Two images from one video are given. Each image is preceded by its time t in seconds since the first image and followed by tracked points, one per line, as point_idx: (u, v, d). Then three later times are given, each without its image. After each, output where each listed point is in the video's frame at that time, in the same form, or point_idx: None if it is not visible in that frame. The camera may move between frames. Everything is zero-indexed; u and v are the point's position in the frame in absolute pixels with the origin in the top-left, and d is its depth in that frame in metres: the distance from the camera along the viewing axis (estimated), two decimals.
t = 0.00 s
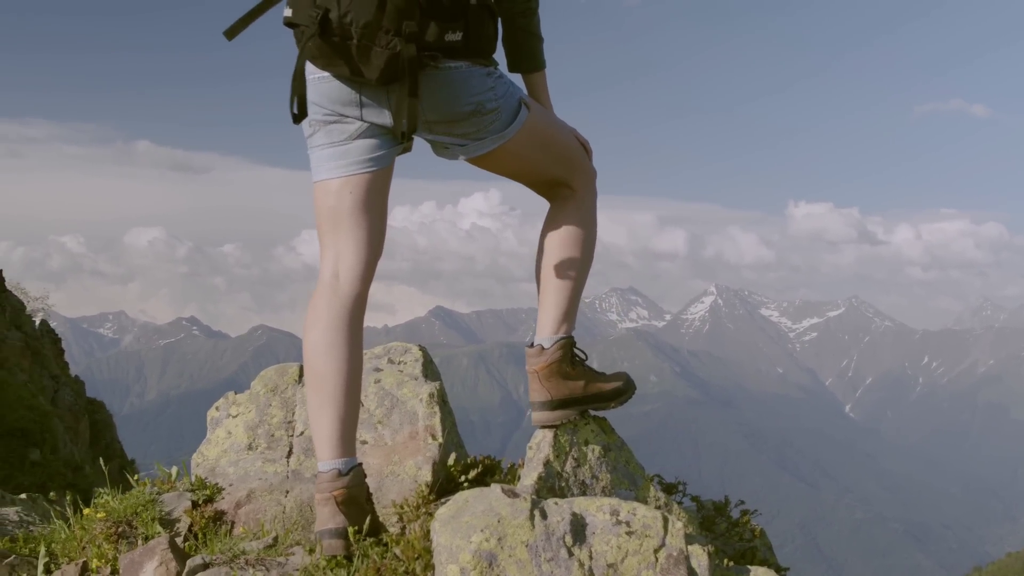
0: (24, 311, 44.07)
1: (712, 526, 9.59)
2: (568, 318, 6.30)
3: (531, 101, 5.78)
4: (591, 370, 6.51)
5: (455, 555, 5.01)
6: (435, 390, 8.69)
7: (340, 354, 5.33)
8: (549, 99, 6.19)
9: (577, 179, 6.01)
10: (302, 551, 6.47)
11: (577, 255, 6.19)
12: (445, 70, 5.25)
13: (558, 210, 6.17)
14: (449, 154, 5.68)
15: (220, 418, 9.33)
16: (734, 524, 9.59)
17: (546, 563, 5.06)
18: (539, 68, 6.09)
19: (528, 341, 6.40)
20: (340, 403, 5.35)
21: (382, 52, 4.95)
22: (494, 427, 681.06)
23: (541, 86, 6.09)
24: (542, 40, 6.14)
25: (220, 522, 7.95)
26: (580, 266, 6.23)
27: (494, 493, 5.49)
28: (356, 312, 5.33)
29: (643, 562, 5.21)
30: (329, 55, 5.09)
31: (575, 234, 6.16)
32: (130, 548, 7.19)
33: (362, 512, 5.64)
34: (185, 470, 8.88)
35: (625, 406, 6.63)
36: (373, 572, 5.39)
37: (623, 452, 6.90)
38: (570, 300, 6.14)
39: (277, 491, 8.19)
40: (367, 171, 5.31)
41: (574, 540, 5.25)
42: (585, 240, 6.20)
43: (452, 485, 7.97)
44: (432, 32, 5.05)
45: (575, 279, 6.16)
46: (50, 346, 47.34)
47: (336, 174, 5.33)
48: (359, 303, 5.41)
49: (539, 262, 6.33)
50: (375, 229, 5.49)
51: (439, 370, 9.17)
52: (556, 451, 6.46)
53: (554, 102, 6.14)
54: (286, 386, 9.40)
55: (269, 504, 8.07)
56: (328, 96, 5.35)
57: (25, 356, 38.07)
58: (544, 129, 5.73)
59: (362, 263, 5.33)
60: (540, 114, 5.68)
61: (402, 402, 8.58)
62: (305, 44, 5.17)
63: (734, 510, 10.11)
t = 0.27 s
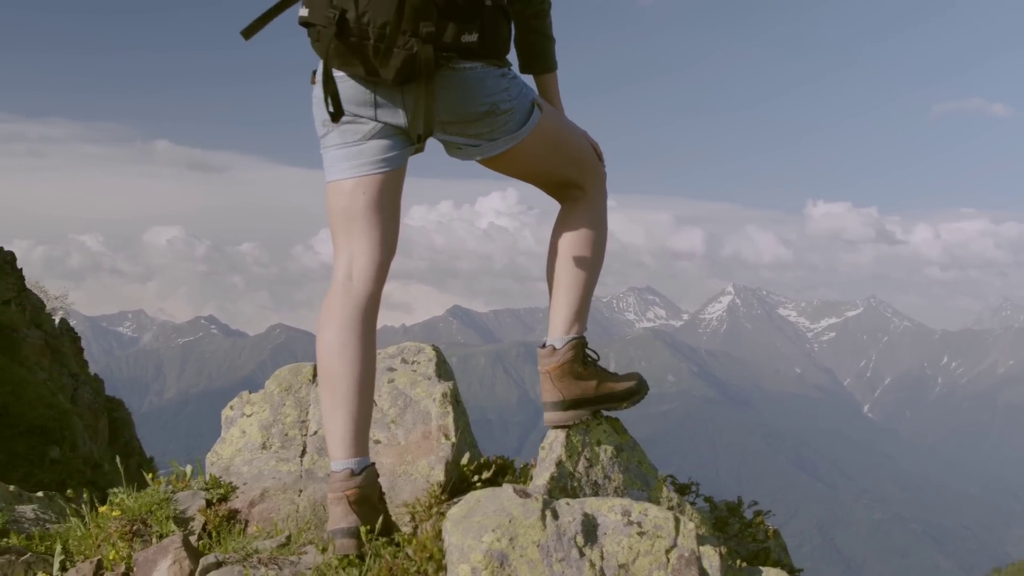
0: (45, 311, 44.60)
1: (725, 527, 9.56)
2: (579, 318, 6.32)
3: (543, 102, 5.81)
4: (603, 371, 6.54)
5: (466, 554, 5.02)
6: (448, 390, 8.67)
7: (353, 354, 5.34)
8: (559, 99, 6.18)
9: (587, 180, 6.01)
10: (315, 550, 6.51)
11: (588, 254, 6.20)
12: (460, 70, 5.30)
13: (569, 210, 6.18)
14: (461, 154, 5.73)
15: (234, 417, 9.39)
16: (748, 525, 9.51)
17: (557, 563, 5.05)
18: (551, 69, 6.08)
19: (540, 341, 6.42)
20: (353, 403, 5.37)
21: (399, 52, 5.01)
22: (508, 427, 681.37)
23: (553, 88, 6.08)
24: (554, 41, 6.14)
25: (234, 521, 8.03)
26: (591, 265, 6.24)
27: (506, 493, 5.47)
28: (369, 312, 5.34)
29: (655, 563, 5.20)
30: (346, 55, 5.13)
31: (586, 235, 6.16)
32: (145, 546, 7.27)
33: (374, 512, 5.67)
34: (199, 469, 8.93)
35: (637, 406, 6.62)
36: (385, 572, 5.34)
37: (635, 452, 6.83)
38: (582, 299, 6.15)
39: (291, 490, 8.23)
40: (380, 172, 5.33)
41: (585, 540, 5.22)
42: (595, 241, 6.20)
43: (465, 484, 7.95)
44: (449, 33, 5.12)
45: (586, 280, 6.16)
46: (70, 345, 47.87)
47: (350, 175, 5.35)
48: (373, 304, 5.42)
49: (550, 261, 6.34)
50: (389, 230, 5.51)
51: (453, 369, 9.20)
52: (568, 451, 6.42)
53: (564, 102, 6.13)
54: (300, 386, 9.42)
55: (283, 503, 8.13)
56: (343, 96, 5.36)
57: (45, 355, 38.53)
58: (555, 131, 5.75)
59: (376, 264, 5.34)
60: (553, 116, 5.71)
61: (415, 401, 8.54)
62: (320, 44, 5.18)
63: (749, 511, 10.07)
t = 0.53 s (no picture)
0: (62, 309, 45.06)
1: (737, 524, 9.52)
2: (589, 316, 6.27)
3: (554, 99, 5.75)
4: (614, 368, 6.51)
5: (477, 552, 4.97)
6: (461, 386, 8.60)
7: (365, 352, 5.37)
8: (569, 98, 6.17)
9: (598, 177, 5.99)
10: (326, 548, 6.50)
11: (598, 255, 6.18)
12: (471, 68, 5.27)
13: (579, 210, 6.16)
14: (471, 151, 5.69)
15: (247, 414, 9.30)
16: (760, 521, 9.50)
17: (567, 560, 5.00)
18: (561, 66, 6.06)
19: (551, 339, 6.39)
20: (364, 400, 5.39)
21: (410, 50, 5.03)
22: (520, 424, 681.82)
23: (563, 85, 6.06)
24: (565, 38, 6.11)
25: (246, 518, 8.08)
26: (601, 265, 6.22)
27: (516, 490, 5.34)
28: (381, 310, 5.38)
29: (665, 560, 5.17)
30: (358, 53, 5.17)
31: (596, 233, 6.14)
32: (158, 543, 7.33)
33: (386, 509, 5.68)
34: (212, 466, 8.98)
35: (648, 404, 6.60)
36: (396, 568, 5.26)
37: (646, 449, 6.74)
38: (592, 299, 6.13)
39: (302, 487, 8.24)
40: (391, 171, 5.36)
41: (596, 537, 5.17)
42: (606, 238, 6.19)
43: (476, 482, 7.93)
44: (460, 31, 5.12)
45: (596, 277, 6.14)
46: (87, 343, 48.33)
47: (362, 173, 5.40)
48: (384, 302, 5.45)
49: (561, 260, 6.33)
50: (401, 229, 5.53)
51: (466, 366, 9.07)
52: (579, 449, 6.37)
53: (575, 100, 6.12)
54: (312, 383, 9.30)
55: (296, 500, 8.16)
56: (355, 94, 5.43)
57: (62, 353, 38.93)
58: (565, 128, 5.72)
59: (387, 261, 5.37)
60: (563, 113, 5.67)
61: (427, 398, 8.51)
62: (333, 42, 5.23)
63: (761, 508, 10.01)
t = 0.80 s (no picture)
0: (78, 305, 45.44)
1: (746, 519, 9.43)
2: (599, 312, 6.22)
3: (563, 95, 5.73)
4: (623, 363, 6.45)
5: (485, 547, 4.94)
6: (470, 381, 8.70)
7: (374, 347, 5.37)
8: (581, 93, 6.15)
9: (609, 173, 5.98)
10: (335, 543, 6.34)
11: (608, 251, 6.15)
12: (478, 64, 5.27)
13: (589, 205, 6.12)
14: (480, 147, 5.69)
15: (258, 410, 9.46)
16: (770, 517, 9.45)
17: (575, 555, 4.93)
18: (571, 62, 6.05)
19: (561, 334, 6.35)
20: (374, 394, 5.39)
21: (415, 47, 5.03)
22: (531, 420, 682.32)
23: (574, 81, 6.05)
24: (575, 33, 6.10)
25: (257, 513, 8.05)
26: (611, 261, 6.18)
27: (525, 486, 5.33)
28: (391, 305, 5.37)
29: (673, 556, 5.09)
30: (365, 49, 5.17)
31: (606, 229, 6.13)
32: (169, 537, 7.37)
33: (396, 504, 5.71)
34: (224, 460, 9.01)
35: (659, 399, 6.57)
36: (404, 564, 5.28)
37: (656, 445, 6.77)
38: (602, 295, 6.08)
39: (313, 482, 8.31)
40: (400, 167, 5.36)
41: (604, 533, 5.10)
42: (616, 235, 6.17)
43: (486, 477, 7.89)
44: (466, 27, 5.12)
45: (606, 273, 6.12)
46: (102, 339, 48.73)
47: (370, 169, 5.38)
48: (393, 297, 5.44)
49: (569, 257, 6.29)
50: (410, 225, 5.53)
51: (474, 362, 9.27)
52: (589, 444, 6.36)
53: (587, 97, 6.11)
54: (323, 378, 9.51)
55: (306, 495, 8.19)
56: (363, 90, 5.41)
57: (77, 349, 39.25)
58: (575, 124, 5.69)
59: (396, 257, 5.37)
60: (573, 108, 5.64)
61: (438, 394, 8.59)
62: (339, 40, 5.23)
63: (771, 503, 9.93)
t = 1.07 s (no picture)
0: (92, 302, 45.79)
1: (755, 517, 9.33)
2: (609, 308, 6.21)
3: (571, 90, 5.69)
4: (633, 360, 6.42)
5: (494, 542, 4.91)
6: (479, 377, 8.58)
7: (382, 343, 5.36)
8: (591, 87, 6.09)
9: (619, 169, 5.95)
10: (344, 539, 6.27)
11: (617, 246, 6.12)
12: (482, 60, 5.24)
13: (598, 201, 6.10)
14: (488, 144, 5.67)
15: (268, 406, 9.37)
16: (780, 513, 9.36)
17: (584, 551, 4.89)
18: (581, 58, 6.02)
19: (571, 331, 6.36)
20: (382, 390, 5.38)
21: (418, 44, 5.01)
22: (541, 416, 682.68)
23: (583, 77, 6.03)
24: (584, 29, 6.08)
25: (266, 508, 8.05)
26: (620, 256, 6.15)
27: (533, 482, 5.30)
28: (397, 302, 5.36)
29: (682, 551, 5.04)
30: (368, 47, 5.16)
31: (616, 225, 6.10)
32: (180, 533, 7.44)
33: (404, 500, 5.67)
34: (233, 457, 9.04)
35: (667, 394, 6.49)
36: (413, 559, 5.28)
37: (665, 441, 6.74)
38: (611, 289, 6.05)
39: (323, 478, 8.35)
40: (408, 164, 5.37)
41: (612, 528, 5.06)
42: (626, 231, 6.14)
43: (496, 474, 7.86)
44: (468, 23, 5.09)
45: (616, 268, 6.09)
46: (116, 336, 49.09)
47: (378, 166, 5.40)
48: (401, 294, 5.44)
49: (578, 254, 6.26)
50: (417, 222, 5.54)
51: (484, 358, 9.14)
52: (597, 440, 6.37)
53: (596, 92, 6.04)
54: (333, 374, 9.43)
55: (315, 491, 8.22)
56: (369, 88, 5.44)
57: (92, 346, 39.55)
58: (585, 119, 5.66)
59: (404, 253, 5.37)
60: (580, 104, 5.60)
61: (447, 390, 8.54)
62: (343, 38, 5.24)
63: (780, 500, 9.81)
